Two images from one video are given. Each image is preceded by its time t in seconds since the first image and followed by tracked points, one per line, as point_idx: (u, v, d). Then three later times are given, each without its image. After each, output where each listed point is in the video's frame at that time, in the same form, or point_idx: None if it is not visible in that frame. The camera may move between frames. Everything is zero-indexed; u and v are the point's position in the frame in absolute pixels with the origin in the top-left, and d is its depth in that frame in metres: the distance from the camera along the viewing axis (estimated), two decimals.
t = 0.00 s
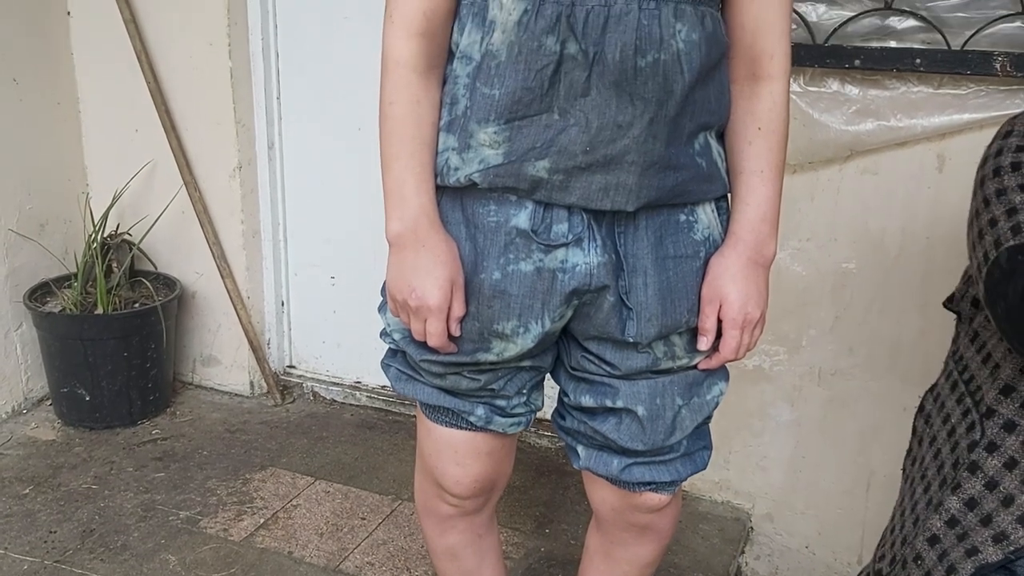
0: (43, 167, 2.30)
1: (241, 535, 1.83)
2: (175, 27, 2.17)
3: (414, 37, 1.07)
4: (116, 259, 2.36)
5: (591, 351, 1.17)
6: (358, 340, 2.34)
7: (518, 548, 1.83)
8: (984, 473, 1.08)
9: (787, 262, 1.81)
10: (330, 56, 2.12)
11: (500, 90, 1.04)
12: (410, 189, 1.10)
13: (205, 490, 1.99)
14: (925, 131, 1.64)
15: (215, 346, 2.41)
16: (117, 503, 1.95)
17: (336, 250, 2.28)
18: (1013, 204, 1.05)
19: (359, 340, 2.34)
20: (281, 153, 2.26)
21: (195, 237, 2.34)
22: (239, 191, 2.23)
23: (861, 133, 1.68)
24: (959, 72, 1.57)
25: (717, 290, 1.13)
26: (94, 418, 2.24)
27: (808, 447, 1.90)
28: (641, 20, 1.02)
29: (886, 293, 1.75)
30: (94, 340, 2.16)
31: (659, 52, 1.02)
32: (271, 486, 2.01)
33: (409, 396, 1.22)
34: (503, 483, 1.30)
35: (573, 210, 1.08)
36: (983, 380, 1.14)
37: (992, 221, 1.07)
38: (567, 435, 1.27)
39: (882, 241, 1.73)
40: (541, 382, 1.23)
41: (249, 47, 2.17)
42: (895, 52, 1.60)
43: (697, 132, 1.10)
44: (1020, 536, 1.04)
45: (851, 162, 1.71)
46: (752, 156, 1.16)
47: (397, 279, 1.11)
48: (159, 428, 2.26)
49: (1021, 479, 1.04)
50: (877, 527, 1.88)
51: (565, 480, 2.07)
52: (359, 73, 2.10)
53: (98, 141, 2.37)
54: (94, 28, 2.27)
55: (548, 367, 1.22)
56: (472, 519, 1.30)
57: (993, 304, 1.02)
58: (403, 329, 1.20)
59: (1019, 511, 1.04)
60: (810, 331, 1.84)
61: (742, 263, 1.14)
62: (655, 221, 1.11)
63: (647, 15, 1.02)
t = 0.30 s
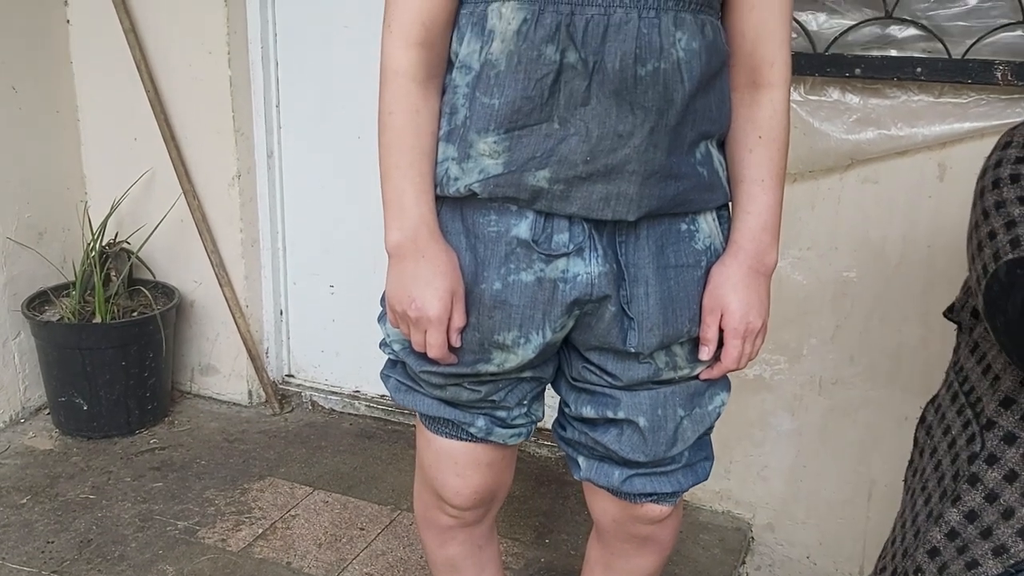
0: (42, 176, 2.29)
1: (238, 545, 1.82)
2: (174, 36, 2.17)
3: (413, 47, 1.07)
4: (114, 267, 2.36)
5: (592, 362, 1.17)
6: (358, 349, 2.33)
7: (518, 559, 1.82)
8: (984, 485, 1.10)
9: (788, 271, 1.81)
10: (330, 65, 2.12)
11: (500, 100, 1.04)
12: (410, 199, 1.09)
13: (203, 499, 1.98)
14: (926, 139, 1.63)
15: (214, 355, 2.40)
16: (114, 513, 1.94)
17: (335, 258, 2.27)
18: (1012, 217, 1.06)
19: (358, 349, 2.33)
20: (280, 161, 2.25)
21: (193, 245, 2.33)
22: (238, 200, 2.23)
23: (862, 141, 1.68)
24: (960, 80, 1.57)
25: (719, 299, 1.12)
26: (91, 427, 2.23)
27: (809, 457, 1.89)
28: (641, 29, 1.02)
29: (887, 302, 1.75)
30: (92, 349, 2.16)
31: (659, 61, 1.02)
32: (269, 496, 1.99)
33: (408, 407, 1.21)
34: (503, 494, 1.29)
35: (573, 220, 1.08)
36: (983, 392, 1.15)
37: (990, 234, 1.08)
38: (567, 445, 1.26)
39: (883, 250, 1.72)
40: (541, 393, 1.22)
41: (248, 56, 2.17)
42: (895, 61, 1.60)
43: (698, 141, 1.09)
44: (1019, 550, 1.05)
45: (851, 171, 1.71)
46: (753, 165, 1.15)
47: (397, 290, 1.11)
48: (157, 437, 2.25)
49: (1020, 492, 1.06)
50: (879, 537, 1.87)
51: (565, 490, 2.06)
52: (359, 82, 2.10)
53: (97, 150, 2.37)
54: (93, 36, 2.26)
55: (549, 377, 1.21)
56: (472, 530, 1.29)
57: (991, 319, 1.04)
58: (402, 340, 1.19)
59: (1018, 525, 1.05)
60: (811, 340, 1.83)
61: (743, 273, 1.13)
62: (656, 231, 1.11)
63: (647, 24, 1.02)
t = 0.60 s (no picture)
0: (39, 182, 2.29)
1: (236, 553, 1.81)
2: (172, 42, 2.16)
3: (410, 54, 1.06)
4: (111, 273, 2.35)
5: (591, 370, 1.16)
6: (356, 356, 2.32)
7: (517, 566, 1.81)
8: (985, 493, 1.09)
9: (787, 277, 1.80)
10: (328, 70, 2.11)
11: (498, 107, 1.03)
12: (407, 207, 1.08)
13: (200, 507, 1.97)
14: (926, 146, 1.63)
15: (211, 362, 2.39)
16: (111, 521, 1.93)
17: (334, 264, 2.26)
18: (1013, 225, 1.06)
19: (356, 356, 2.32)
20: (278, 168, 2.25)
21: (191, 251, 2.32)
22: (236, 206, 2.22)
23: (861, 148, 1.67)
24: (959, 87, 1.57)
25: (718, 307, 1.12)
26: (88, 435, 2.22)
27: (808, 464, 1.89)
28: (640, 36, 1.01)
29: (887, 309, 1.74)
30: (89, 356, 2.15)
31: (658, 68, 1.02)
32: (267, 503, 1.98)
33: (406, 417, 1.20)
34: (501, 503, 1.29)
35: (572, 227, 1.07)
36: (985, 400, 1.14)
37: (992, 242, 1.08)
38: (566, 453, 1.26)
39: (883, 257, 1.72)
40: (540, 401, 1.22)
41: (246, 62, 2.16)
42: (895, 68, 1.60)
43: (697, 148, 1.09)
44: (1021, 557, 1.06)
45: (851, 178, 1.71)
46: (752, 171, 1.15)
47: (394, 299, 1.10)
48: (155, 444, 2.24)
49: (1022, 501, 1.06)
50: (879, 545, 1.87)
51: (564, 497, 2.05)
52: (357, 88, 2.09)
53: (94, 156, 2.36)
54: (91, 42, 2.26)
55: (547, 386, 1.21)
56: (470, 539, 1.28)
57: (992, 327, 1.04)
58: (400, 348, 1.18)
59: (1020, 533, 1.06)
60: (811, 347, 1.82)
61: (743, 280, 1.13)
62: (655, 238, 1.10)
63: (646, 31, 1.01)
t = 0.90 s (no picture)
0: (28, 189, 2.27)
1: (227, 562, 1.80)
2: (163, 48, 2.15)
3: (401, 60, 1.06)
4: (101, 280, 2.33)
5: (585, 377, 1.15)
6: (348, 363, 2.31)
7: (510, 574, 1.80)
8: (978, 502, 1.10)
9: (780, 283, 1.80)
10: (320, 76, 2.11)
11: (490, 113, 1.02)
12: (399, 214, 1.08)
13: (191, 515, 1.96)
14: (919, 152, 1.63)
15: (202, 370, 2.38)
16: (101, 529, 1.91)
17: (325, 271, 2.25)
18: (1004, 234, 1.08)
19: (348, 363, 2.31)
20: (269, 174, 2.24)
21: (182, 258, 2.31)
22: (227, 212, 2.21)
23: (854, 155, 1.67)
24: (952, 93, 1.57)
25: (712, 313, 1.11)
26: (77, 442, 2.20)
27: (802, 470, 1.88)
28: (632, 42, 1.01)
29: (880, 315, 1.74)
30: (78, 363, 2.13)
31: (651, 74, 1.01)
32: (258, 512, 1.97)
33: (398, 425, 1.19)
34: (494, 511, 1.28)
35: (565, 233, 1.07)
36: (978, 407, 1.15)
37: (984, 250, 1.09)
38: (560, 461, 1.25)
39: (875, 263, 1.72)
40: (533, 409, 1.21)
41: (236, 68, 2.15)
42: (888, 74, 1.60)
43: (690, 154, 1.09)
44: (1014, 567, 1.06)
45: (844, 184, 1.70)
46: (744, 177, 1.14)
47: (386, 307, 1.09)
48: (145, 452, 2.23)
49: (1015, 510, 1.06)
50: (873, 551, 1.86)
51: (557, 504, 2.04)
52: (349, 95, 2.09)
53: (84, 162, 2.35)
54: (81, 48, 2.25)
55: (540, 393, 1.20)
56: (462, 548, 1.27)
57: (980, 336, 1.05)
58: (391, 357, 1.17)
59: (1013, 543, 1.06)
60: (804, 353, 1.82)
61: (736, 286, 1.12)
62: (648, 244, 1.10)
63: (638, 37, 1.01)
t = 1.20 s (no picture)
0: None
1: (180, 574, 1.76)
2: (115, 52, 2.11)
3: (354, 66, 1.05)
4: (50, 288, 2.28)
5: (542, 385, 1.15)
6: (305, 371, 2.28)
7: None
8: (928, 506, 1.14)
9: (736, 290, 1.82)
10: (275, 82, 2.08)
11: (446, 120, 1.02)
12: (353, 221, 1.07)
13: (144, 527, 1.91)
14: (871, 160, 1.66)
15: (154, 379, 2.33)
16: (50, 542, 1.87)
17: (282, 278, 2.22)
18: (949, 243, 1.12)
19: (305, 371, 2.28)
20: (224, 180, 2.20)
21: (134, 265, 2.26)
22: (181, 219, 2.17)
23: (808, 162, 1.70)
24: (903, 102, 1.60)
25: (668, 318, 1.12)
26: (26, 454, 2.15)
27: (758, 475, 1.90)
28: (587, 49, 1.01)
29: (833, 320, 1.77)
30: (27, 372, 2.08)
31: (606, 81, 1.02)
32: (212, 523, 1.93)
33: (353, 435, 1.18)
34: (451, 520, 1.27)
35: (522, 240, 1.07)
36: (928, 413, 1.19)
37: (930, 259, 1.14)
38: (518, 468, 1.24)
39: (829, 270, 1.74)
40: (490, 417, 1.20)
41: (190, 73, 2.12)
42: (841, 83, 1.63)
43: (645, 161, 1.09)
44: (962, 570, 1.10)
45: (798, 192, 1.73)
46: (699, 184, 1.15)
47: (341, 316, 1.08)
48: (95, 463, 2.18)
49: (963, 513, 1.11)
50: (828, 554, 1.88)
51: (516, 511, 2.03)
52: (306, 100, 2.07)
53: (32, 168, 2.29)
54: (29, 51, 2.20)
55: (498, 401, 1.19)
56: (419, 557, 1.26)
57: (928, 345, 1.12)
58: (346, 366, 1.16)
59: (961, 546, 1.10)
60: (759, 358, 1.84)
61: (692, 291, 1.13)
62: (605, 251, 1.10)
63: (593, 45, 1.02)
